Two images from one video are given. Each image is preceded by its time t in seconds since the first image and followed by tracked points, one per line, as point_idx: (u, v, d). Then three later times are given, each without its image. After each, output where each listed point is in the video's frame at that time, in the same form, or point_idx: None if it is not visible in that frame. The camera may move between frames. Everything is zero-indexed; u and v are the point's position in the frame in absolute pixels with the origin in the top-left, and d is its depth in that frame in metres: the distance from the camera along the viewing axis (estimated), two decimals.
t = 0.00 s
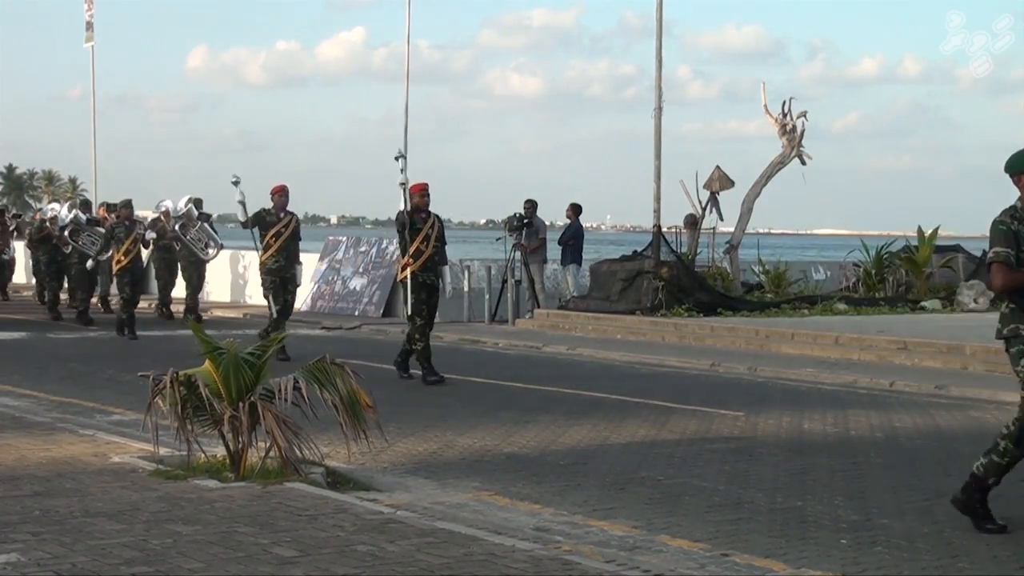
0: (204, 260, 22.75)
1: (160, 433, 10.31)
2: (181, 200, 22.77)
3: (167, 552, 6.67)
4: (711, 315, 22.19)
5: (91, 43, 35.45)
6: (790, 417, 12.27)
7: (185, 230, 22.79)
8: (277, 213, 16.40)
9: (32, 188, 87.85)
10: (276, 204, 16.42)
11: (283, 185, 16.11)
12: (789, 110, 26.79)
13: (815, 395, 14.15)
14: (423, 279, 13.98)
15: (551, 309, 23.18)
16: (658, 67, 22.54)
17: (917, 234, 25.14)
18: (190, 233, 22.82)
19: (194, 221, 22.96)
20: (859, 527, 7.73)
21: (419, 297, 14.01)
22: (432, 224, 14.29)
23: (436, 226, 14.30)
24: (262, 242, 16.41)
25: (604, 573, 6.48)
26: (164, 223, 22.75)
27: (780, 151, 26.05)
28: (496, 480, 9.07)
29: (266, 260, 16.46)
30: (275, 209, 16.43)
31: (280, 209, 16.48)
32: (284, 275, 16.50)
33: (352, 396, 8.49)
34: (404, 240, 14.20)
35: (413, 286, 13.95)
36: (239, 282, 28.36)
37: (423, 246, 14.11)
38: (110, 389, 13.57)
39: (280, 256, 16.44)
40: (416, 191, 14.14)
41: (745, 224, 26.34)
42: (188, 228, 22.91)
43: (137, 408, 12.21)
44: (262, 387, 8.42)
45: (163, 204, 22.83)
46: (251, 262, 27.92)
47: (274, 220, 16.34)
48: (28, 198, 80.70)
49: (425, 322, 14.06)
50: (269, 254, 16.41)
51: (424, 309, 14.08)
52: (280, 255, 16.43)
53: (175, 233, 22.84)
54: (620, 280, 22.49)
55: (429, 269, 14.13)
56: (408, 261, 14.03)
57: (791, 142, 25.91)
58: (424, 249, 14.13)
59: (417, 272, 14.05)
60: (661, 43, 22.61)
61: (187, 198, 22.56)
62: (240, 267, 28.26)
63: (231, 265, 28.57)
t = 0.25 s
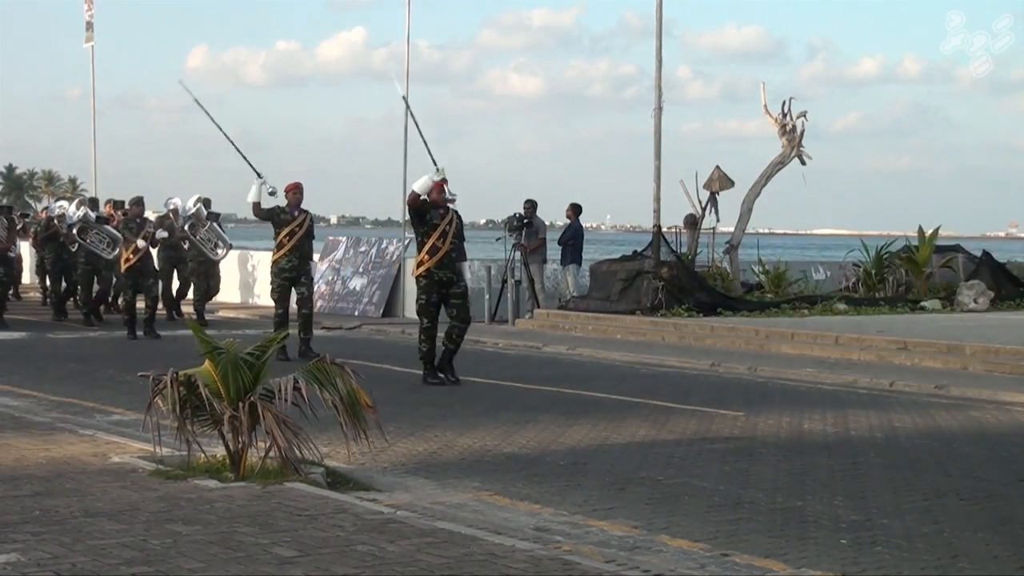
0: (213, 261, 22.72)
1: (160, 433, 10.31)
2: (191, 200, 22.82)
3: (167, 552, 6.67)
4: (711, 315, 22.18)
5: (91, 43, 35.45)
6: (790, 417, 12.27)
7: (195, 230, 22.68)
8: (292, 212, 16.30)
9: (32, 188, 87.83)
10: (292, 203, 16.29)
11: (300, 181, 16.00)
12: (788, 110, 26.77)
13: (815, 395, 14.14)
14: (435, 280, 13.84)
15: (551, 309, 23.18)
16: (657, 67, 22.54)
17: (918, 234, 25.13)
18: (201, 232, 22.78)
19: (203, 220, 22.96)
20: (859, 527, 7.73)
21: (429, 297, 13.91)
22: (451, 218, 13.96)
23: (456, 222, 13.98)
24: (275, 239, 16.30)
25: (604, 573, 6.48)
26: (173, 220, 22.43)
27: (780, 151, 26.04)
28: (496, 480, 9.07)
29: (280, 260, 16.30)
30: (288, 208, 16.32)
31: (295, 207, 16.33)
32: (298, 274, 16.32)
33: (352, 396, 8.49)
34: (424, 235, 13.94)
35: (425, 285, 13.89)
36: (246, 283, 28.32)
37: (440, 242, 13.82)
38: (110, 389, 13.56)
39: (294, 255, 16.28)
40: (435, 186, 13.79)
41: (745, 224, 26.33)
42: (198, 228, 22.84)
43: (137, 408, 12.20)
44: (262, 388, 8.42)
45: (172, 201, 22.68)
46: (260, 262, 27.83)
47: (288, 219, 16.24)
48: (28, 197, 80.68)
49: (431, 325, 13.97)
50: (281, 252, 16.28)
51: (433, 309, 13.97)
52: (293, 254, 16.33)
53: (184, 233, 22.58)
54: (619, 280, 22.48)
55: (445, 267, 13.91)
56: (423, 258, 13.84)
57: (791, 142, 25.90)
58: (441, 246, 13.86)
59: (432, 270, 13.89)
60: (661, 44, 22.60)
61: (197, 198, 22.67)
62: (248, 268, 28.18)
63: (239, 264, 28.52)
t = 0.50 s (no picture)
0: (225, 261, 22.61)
1: (160, 433, 10.31)
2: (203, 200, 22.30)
3: (167, 552, 6.67)
4: (711, 315, 22.18)
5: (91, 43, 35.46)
6: (790, 417, 12.27)
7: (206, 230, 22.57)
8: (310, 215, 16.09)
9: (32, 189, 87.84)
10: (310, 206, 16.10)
11: (319, 185, 15.80)
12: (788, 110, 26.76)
13: (815, 395, 14.15)
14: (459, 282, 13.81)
15: (551, 309, 23.19)
16: (658, 67, 22.55)
17: (918, 234, 25.12)
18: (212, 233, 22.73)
19: (213, 221, 22.78)
20: (860, 526, 7.73)
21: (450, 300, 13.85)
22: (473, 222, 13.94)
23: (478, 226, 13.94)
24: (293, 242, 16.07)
25: (604, 573, 6.48)
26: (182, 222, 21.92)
27: (780, 151, 26.04)
28: (497, 480, 9.07)
29: (298, 262, 16.11)
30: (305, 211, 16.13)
31: (313, 209, 16.13)
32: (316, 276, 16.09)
33: (352, 396, 8.49)
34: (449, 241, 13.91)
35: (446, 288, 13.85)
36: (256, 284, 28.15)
37: (464, 246, 13.75)
38: (110, 389, 13.56)
39: (313, 258, 16.07)
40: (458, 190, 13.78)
41: (745, 224, 26.33)
42: (209, 228, 22.75)
43: (138, 408, 12.20)
44: (262, 388, 8.42)
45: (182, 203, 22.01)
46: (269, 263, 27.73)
47: (307, 221, 16.04)
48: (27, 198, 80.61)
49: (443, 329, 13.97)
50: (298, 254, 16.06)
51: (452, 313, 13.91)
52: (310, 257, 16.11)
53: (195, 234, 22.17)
54: (619, 280, 22.48)
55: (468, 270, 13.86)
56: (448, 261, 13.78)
57: (791, 142, 25.91)
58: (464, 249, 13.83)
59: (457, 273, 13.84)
60: (661, 44, 22.62)
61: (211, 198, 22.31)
62: (257, 272, 28.08)
63: (248, 267, 28.43)
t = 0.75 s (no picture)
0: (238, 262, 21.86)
1: (160, 433, 10.31)
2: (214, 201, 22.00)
3: (167, 552, 6.67)
4: (711, 315, 22.17)
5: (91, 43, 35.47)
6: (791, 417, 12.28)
7: (218, 230, 21.77)
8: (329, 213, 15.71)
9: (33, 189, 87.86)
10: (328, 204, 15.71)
11: (338, 183, 15.44)
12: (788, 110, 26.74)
13: (815, 395, 14.15)
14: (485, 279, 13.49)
15: (551, 309, 23.19)
16: (658, 67, 22.55)
17: (918, 235, 25.12)
18: (224, 234, 21.85)
19: (225, 222, 22.03)
20: (860, 526, 7.73)
21: (481, 296, 13.49)
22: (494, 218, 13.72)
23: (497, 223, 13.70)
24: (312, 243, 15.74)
25: (604, 573, 6.48)
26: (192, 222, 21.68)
27: (780, 151, 26.04)
28: (497, 480, 9.08)
29: (316, 262, 15.78)
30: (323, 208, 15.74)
31: (331, 207, 15.75)
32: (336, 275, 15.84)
33: (352, 396, 8.49)
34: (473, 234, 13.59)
35: (475, 285, 13.48)
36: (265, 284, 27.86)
37: (488, 243, 13.55)
38: (110, 389, 13.56)
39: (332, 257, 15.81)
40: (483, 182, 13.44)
41: (745, 224, 26.33)
42: (222, 229, 21.93)
43: (138, 408, 12.20)
44: (262, 388, 8.42)
45: (189, 203, 21.73)
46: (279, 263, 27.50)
47: (325, 220, 15.69)
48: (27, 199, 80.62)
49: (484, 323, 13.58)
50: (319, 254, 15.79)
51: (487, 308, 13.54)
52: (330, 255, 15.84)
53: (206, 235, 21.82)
54: (619, 280, 22.48)
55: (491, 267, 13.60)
56: (472, 259, 13.51)
57: (791, 142, 25.90)
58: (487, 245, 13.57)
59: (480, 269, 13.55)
60: (661, 44, 22.61)
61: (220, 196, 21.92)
62: (265, 272, 27.84)
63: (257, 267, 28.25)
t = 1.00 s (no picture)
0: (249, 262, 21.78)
1: (160, 433, 10.32)
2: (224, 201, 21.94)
3: (167, 552, 6.67)
4: (711, 315, 22.16)
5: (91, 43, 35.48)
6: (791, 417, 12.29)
7: (229, 231, 21.81)
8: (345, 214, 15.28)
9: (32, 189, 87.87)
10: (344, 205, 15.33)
11: (354, 186, 15.30)
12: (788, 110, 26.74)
13: (815, 395, 14.15)
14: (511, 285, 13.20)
15: (551, 309, 23.20)
16: (658, 67, 22.55)
17: (918, 235, 25.12)
18: (235, 234, 21.88)
19: (236, 222, 22.04)
20: (860, 527, 7.73)
21: (506, 302, 13.25)
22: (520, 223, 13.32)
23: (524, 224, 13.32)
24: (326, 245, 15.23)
25: (604, 573, 6.49)
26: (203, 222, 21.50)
27: (780, 151, 26.04)
28: (497, 480, 9.08)
29: (335, 265, 15.10)
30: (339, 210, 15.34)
31: (347, 211, 15.39)
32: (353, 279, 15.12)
33: (352, 397, 8.50)
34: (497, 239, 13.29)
35: (500, 291, 13.23)
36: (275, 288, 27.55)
37: (513, 247, 13.26)
38: (110, 389, 13.56)
39: (349, 261, 15.13)
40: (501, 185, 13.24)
41: (745, 224, 26.33)
42: (233, 229, 21.95)
43: (138, 408, 12.21)
44: (262, 388, 8.41)
45: (199, 204, 21.72)
46: (288, 265, 27.20)
47: (343, 222, 15.24)
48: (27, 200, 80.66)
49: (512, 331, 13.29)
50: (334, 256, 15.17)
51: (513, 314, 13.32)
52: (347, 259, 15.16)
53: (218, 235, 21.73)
54: (620, 281, 22.48)
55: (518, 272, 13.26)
56: (496, 265, 13.23)
57: (791, 142, 25.91)
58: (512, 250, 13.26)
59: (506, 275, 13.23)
60: (661, 44, 22.62)
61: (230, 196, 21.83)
62: (275, 275, 27.55)
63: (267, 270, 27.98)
